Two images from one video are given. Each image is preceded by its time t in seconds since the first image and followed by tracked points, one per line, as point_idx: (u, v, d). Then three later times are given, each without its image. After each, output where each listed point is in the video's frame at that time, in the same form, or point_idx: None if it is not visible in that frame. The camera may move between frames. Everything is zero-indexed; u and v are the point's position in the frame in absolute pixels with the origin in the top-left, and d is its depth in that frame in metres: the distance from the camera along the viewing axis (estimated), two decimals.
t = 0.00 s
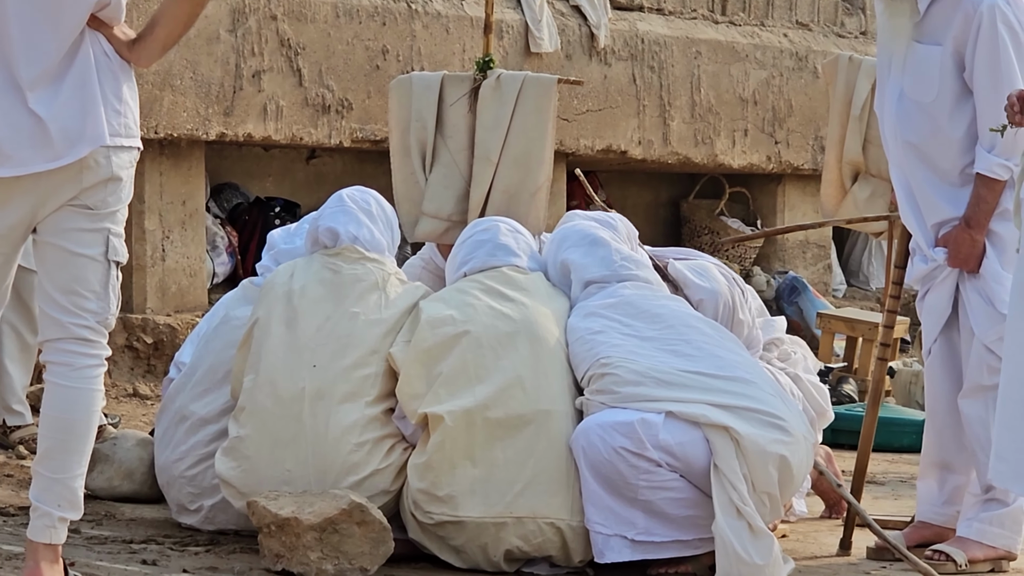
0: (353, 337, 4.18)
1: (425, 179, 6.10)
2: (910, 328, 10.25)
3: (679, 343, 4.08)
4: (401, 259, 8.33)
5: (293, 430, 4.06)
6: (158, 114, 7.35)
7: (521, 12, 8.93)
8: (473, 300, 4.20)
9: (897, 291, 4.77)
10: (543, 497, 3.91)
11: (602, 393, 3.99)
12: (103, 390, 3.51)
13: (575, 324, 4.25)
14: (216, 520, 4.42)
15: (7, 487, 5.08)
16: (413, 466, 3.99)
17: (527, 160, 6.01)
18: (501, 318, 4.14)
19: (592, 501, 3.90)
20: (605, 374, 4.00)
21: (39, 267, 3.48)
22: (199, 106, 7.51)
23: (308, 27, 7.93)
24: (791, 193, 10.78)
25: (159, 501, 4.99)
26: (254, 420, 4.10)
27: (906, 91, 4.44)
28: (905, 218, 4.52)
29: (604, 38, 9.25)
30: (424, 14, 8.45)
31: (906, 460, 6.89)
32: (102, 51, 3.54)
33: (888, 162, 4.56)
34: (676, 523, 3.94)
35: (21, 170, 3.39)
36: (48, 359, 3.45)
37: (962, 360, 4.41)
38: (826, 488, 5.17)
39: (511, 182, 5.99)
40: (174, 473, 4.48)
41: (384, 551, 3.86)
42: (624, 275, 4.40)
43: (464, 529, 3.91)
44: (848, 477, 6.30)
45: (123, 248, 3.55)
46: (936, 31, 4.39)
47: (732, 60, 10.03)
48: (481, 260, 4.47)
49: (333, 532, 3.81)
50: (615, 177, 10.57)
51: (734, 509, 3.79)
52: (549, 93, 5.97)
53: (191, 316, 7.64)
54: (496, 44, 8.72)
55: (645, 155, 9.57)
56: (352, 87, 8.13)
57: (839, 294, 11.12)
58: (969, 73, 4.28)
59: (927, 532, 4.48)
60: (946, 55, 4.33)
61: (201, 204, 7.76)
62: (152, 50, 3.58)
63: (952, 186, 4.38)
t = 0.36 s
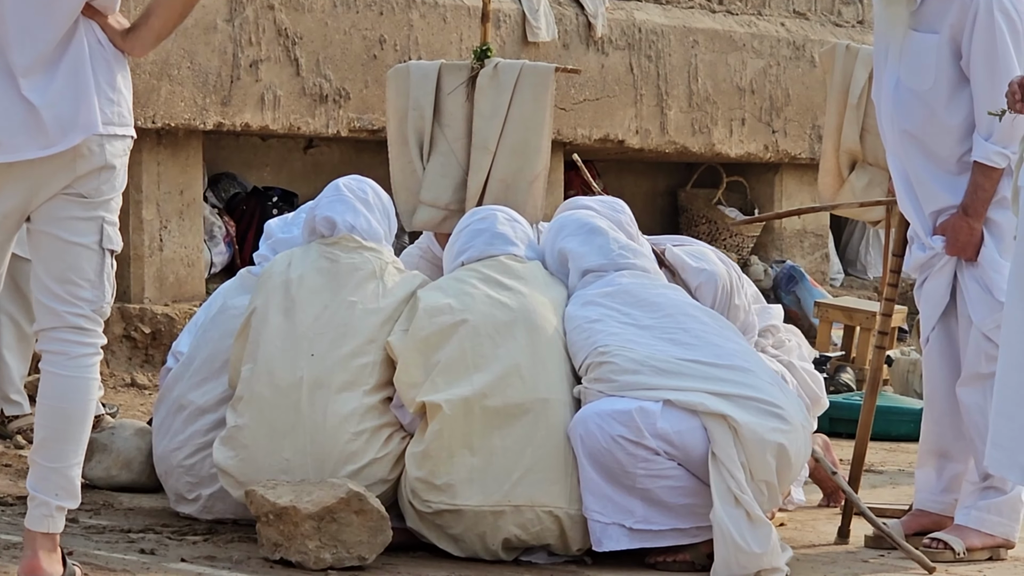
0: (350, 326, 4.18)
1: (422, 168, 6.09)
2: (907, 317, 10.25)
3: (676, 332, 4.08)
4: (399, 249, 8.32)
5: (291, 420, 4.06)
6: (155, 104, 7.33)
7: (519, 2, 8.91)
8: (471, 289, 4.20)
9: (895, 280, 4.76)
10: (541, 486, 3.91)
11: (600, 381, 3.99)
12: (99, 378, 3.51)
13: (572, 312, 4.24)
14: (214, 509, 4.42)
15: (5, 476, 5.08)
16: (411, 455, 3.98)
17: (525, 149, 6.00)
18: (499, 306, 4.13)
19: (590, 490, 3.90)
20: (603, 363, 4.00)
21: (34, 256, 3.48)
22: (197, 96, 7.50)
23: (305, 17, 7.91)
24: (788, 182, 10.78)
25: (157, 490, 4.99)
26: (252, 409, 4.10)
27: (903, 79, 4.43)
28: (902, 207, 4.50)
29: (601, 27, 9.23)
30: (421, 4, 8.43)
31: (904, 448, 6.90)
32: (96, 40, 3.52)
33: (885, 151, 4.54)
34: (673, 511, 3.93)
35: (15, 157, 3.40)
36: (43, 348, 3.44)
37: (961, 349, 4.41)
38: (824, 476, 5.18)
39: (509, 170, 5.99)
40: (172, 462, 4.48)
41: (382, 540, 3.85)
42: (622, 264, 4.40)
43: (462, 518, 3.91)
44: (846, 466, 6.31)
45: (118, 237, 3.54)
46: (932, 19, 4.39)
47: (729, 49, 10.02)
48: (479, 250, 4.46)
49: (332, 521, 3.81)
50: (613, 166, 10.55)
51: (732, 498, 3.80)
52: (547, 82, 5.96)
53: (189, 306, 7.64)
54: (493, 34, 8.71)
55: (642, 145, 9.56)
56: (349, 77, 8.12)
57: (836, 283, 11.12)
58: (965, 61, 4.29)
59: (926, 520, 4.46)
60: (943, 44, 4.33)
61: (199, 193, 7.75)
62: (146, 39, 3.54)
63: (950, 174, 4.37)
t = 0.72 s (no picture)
0: (351, 315, 4.18)
1: (422, 157, 6.08)
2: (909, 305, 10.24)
3: (676, 320, 4.08)
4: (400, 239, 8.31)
5: (292, 409, 4.06)
6: (155, 94, 7.32)
7: None
8: (471, 278, 4.19)
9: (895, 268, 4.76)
10: (541, 474, 3.91)
11: (600, 370, 3.99)
12: (100, 367, 3.50)
13: (573, 301, 4.23)
14: (215, 498, 4.42)
15: (6, 466, 5.08)
16: (412, 444, 3.98)
17: (525, 138, 6.00)
18: (499, 295, 4.12)
19: (590, 478, 3.90)
20: (603, 351, 4.00)
21: (35, 246, 3.47)
22: (197, 86, 7.49)
23: (305, 7, 7.90)
24: (788, 172, 10.78)
25: (158, 479, 4.99)
26: (253, 398, 4.10)
27: (903, 66, 4.42)
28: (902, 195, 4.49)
29: (601, 16, 9.21)
30: None
31: (905, 437, 6.90)
32: (96, 29, 3.50)
33: (884, 138, 4.52)
34: (673, 500, 3.93)
35: (14, 146, 3.39)
36: (44, 338, 3.44)
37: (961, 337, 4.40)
38: (824, 466, 5.17)
39: (509, 159, 5.98)
40: (172, 452, 4.49)
41: (382, 529, 3.86)
42: (622, 252, 4.39)
43: (463, 506, 3.91)
44: (847, 455, 6.31)
45: (119, 226, 3.53)
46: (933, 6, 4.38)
47: (729, 38, 10.00)
48: (478, 239, 4.44)
49: (332, 510, 3.81)
50: (613, 155, 10.53)
51: (733, 486, 3.82)
52: (547, 70, 5.95)
53: (190, 296, 7.64)
54: (493, 23, 8.69)
55: (643, 134, 9.55)
56: (349, 67, 8.11)
57: (837, 272, 11.11)
58: (965, 49, 4.28)
59: (927, 508, 4.46)
60: (944, 32, 4.31)
61: (199, 183, 7.74)
62: (146, 28, 3.53)
63: (950, 162, 4.36)
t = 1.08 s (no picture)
0: (353, 305, 4.17)
1: (424, 146, 6.07)
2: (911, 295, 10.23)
3: (679, 309, 4.08)
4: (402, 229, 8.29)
5: (294, 399, 4.06)
6: (157, 84, 7.31)
7: None
8: (473, 267, 4.18)
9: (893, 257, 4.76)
10: (543, 464, 3.91)
11: (603, 359, 3.99)
12: (103, 358, 3.50)
13: (575, 290, 4.23)
14: (218, 488, 4.42)
15: (8, 456, 5.08)
16: (413, 433, 3.98)
17: (527, 127, 5.99)
18: (502, 284, 4.12)
19: (592, 467, 3.90)
20: (606, 341, 4.00)
21: (37, 235, 3.47)
22: (198, 76, 7.47)
23: None
24: (790, 161, 10.77)
25: (160, 469, 4.99)
26: (255, 388, 4.10)
27: (906, 50, 4.41)
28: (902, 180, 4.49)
29: (603, 6, 9.19)
30: None
31: (907, 426, 6.89)
32: (96, 20, 3.47)
33: (885, 123, 4.52)
34: (676, 489, 3.93)
35: (14, 136, 3.39)
36: (48, 328, 3.44)
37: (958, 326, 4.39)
38: (827, 455, 5.16)
39: (511, 149, 5.97)
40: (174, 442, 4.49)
41: (384, 519, 3.87)
42: (625, 241, 4.38)
43: (465, 496, 3.91)
44: (849, 444, 6.31)
45: (121, 215, 3.52)
46: None
47: (731, 27, 9.98)
48: (480, 228, 4.43)
49: (335, 500, 3.81)
50: (616, 144, 10.52)
51: (735, 475, 3.82)
52: (549, 59, 5.95)
53: (192, 286, 7.63)
54: (494, 12, 8.66)
55: (645, 123, 9.54)
56: (351, 57, 8.09)
57: (839, 261, 11.00)
58: (969, 34, 4.26)
59: (929, 498, 4.46)
60: (947, 16, 4.30)
61: (202, 173, 7.74)
62: (145, 19, 3.48)
63: (951, 147, 4.35)
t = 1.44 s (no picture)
0: (354, 297, 4.17)
1: (425, 138, 6.07)
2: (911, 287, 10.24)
3: (679, 301, 4.08)
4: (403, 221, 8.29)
5: (295, 391, 4.06)
6: (158, 76, 7.30)
7: None
8: (474, 259, 4.18)
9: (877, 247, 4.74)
10: (544, 456, 3.91)
11: (604, 351, 3.99)
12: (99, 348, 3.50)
13: (576, 282, 4.22)
14: (219, 481, 4.42)
15: (10, 449, 5.08)
16: (414, 425, 3.97)
17: (528, 119, 5.98)
18: (503, 276, 4.11)
19: (594, 459, 3.90)
20: (607, 333, 3.99)
21: (30, 226, 3.46)
22: (199, 68, 7.46)
23: None
24: (792, 152, 10.75)
25: (161, 462, 4.99)
26: (256, 380, 4.10)
27: (912, 24, 4.39)
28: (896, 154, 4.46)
29: None
30: None
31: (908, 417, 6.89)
32: (90, 12, 3.46)
33: (881, 97, 4.49)
34: (677, 480, 3.93)
35: (6, 125, 3.38)
36: (45, 319, 3.44)
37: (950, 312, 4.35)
38: (828, 446, 5.16)
39: (512, 140, 5.97)
40: (176, 434, 4.49)
41: (386, 511, 3.87)
42: (625, 234, 4.37)
43: (467, 488, 3.90)
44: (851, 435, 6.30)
45: (114, 206, 3.52)
46: None
47: (732, 19, 9.95)
48: (481, 220, 4.41)
49: (337, 492, 3.81)
50: (617, 137, 10.50)
51: (736, 466, 3.82)
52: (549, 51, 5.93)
53: (193, 278, 7.63)
54: (495, 4, 8.65)
55: (646, 115, 9.53)
56: (352, 48, 8.08)
57: (840, 253, 11.08)
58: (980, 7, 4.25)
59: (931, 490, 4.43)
60: None
61: (203, 165, 7.73)
62: (139, 13, 3.49)
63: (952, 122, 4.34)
